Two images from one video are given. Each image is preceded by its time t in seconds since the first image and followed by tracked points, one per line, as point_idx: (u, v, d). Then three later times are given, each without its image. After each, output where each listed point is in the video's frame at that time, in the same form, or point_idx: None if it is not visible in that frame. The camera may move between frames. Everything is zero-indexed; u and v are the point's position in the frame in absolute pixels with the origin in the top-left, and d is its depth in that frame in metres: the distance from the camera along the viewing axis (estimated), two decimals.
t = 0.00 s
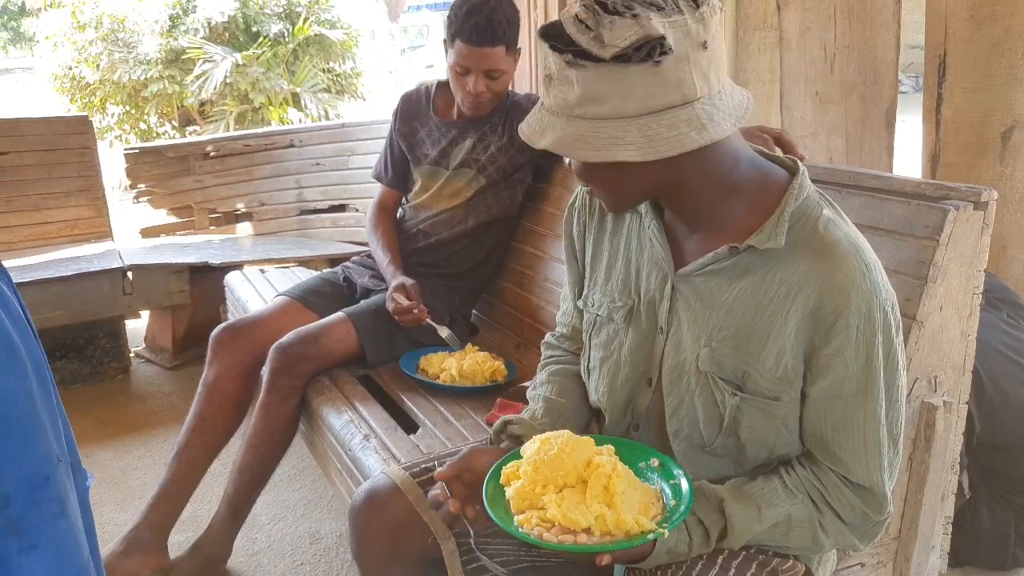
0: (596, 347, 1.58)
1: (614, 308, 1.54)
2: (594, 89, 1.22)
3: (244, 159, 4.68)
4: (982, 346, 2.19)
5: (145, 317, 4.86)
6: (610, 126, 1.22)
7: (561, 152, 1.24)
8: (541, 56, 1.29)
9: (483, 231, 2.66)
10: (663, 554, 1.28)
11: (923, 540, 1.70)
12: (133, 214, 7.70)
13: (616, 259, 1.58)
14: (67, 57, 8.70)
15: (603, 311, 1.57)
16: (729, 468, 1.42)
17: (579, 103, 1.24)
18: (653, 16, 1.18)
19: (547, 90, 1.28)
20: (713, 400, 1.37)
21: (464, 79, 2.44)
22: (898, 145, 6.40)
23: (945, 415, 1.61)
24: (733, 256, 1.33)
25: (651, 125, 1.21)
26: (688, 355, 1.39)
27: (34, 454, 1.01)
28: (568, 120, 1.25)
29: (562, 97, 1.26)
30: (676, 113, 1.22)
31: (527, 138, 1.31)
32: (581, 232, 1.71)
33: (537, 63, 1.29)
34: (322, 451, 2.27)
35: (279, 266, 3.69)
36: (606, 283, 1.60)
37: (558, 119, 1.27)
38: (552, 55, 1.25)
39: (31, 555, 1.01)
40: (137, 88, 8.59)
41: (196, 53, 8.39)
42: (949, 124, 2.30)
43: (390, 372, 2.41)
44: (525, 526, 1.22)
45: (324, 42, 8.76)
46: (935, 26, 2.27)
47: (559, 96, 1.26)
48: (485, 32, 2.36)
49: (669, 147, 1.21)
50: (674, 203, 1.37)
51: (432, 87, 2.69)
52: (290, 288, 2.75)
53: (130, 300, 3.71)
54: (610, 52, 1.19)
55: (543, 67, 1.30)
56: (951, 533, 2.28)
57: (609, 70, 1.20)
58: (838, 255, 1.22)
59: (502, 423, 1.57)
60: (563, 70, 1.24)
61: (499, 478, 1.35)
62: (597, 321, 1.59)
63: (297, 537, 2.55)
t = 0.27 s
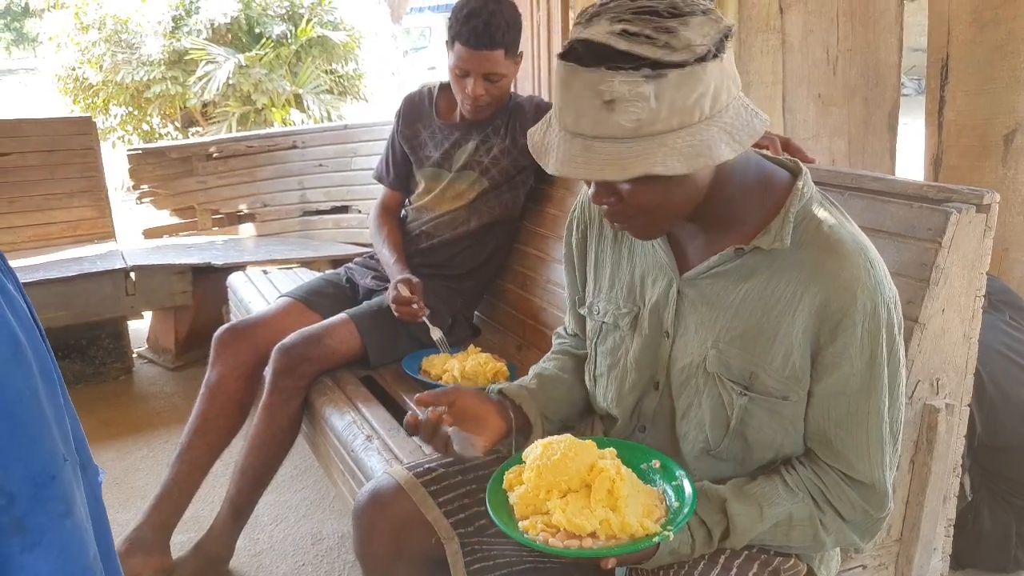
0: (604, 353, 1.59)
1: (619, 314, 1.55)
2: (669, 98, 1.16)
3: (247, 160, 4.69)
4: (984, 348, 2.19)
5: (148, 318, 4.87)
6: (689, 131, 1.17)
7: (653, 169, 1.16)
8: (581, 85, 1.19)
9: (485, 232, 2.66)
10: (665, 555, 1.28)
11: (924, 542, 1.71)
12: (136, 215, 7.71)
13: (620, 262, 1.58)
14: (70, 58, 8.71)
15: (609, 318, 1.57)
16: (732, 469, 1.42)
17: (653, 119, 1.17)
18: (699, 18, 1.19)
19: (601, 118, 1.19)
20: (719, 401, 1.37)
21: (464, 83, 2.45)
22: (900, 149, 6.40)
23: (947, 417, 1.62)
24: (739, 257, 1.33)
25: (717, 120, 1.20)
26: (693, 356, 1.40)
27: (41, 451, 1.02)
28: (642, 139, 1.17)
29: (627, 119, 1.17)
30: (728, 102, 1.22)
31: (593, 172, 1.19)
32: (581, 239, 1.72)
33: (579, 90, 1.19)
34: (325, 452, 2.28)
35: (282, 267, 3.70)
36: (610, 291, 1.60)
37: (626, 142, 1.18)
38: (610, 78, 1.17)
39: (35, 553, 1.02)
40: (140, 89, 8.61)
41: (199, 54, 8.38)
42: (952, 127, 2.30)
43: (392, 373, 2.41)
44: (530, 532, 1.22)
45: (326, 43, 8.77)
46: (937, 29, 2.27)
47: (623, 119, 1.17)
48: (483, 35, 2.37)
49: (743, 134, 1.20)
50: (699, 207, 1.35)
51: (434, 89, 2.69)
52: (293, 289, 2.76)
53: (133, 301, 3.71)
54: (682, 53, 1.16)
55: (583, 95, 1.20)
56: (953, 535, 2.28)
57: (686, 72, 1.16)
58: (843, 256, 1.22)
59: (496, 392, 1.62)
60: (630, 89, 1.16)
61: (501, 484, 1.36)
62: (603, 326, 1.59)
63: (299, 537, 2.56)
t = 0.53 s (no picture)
0: (608, 350, 1.59)
1: (624, 311, 1.55)
2: (711, 116, 1.13)
3: (249, 161, 4.69)
4: (987, 346, 2.19)
5: (151, 319, 4.88)
6: (726, 147, 1.16)
7: (695, 191, 1.14)
8: (619, 100, 1.15)
9: (488, 232, 2.66)
10: (670, 552, 1.28)
11: (929, 539, 1.71)
12: (137, 216, 7.71)
13: (626, 260, 1.59)
14: (70, 60, 8.71)
15: (614, 314, 1.58)
16: (736, 468, 1.43)
17: (694, 137, 1.14)
18: (743, 33, 1.14)
19: (640, 135, 1.15)
20: (723, 401, 1.37)
21: (465, 83, 2.45)
22: (901, 148, 6.40)
23: (951, 414, 1.62)
24: (742, 257, 1.33)
25: (750, 132, 1.19)
26: (697, 356, 1.40)
27: (48, 450, 1.03)
28: (682, 157, 1.15)
29: (668, 138, 1.14)
30: (757, 111, 1.21)
31: (632, 192, 1.16)
32: (587, 236, 1.72)
33: (618, 106, 1.14)
34: (328, 451, 2.28)
35: (285, 268, 3.70)
36: (616, 286, 1.60)
37: (665, 159, 1.15)
38: (653, 96, 1.12)
39: (41, 552, 1.02)
40: (140, 91, 8.62)
41: (199, 55, 8.40)
42: (954, 125, 2.29)
43: (396, 373, 2.42)
44: (534, 527, 1.22)
45: (327, 44, 8.78)
46: (939, 27, 2.26)
47: (664, 137, 1.14)
48: (484, 35, 2.37)
49: (771, 145, 1.21)
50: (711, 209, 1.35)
51: (438, 88, 2.70)
52: (297, 289, 2.76)
53: (135, 302, 3.72)
54: (727, 68, 1.12)
55: (621, 110, 1.15)
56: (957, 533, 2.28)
57: (730, 89, 1.13)
58: (846, 256, 1.23)
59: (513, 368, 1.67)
60: (674, 108, 1.12)
61: (507, 480, 1.36)
62: (608, 323, 1.60)
63: (303, 537, 2.56)
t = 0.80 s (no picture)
0: (615, 349, 1.61)
1: (632, 311, 1.56)
2: (741, 129, 1.15)
3: (256, 161, 4.72)
4: (992, 347, 2.19)
5: (158, 317, 4.90)
6: (754, 159, 1.18)
7: (728, 205, 1.16)
8: (650, 117, 1.15)
9: (494, 232, 2.68)
10: (677, 550, 1.29)
11: (934, 539, 1.71)
12: (144, 216, 7.75)
13: (634, 261, 1.60)
14: (78, 60, 8.76)
15: (621, 314, 1.59)
16: (744, 468, 1.43)
17: (724, 150, 1.15)
18: (773, 44, 1.13)
19: (671, 150, 1.16)
20: (732, 402, 1.38)
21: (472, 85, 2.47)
22: (904, 151, 6.41)
23: (957, 415, 1.62)
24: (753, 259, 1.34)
25: (775, 141, 1.21)
26: (706, 357, 1.41)
27: (61, 449, 1.04)
28: (712, 171, 1.16)
29: (699, 152, 1.15)
30: (780, 119, 1.23)
31: (663, 206, 1.17)
32: (594, 237, 1.73)
33: (649, 124, 1.15)
34: (336, 449, 2.29)
35: (292, 267, 3.72)
36: (623, 287, 1.61)
37: (695, 173, 1.17)
38: (686, 113, 1.12)
39: (55, 548, 1.03)
40: (148, 91, 8.66)
41: (207, 56, 8.44)
42: (959, 127, 2.29)
43: (403, 371, 2.43)
44: (544, 524, 1.23)
45: (333, 45, 8.81)
46: (945, 28, 2.26)
47: (694, 152, 1.15)
48: (491, 37, 2.39)
49: (794, 152, 1.23)
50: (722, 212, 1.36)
51: (444, 91, 2.72)
52: (305, 288, 2.77)
53: (144, 300, 3.74)
54: (757, 83, 1.12)
55: (651, 126, 1.16)
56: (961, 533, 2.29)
57: (760, 102, 1.14)
58: (859, 260, 1.23)
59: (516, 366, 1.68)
60: (706, 124, 1.13)
61: (516, 476, 1.37)
62: (615, 323, 1.61)
63: (310, 534, 2.57)
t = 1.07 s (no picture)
0: (620, 351, 1.60)
1: (639, 313, 1.55)
2: (764, 137, 1.13)
3: (264, 158, 4.72)
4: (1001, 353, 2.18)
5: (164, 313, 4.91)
6: (775, 166, 1.17)
7: (750, 214, 1.15)
8: (672, 123, 1.13)
9: (499, 232, 2.67)
10: (682, 555, 1.27)
11: (941, 546, 1.70)
12: (151, 212, 7.77)
13: (642, 263, 1.59)
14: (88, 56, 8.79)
15: (627, 316, 1.58)
16: (749, 474, 1.42)
17: (747, 158, 1.14)
18: (797, 50, 1.12)
19: (693, 158, 1.14)
20: (740, 407, 1.37)
21: (480, 84, 2.46)
22: (913, 154, 6.39)
23: (966, 421, 1.61)
24: (765, 263, 1.33)
25: (795, 148, 1.19)
26: (714, 361, 1.40)
27: (66, 446, 1.08)
28: (734, 178, 1.15)
29: (721, 160, 1.13)
30: (799, 125, 1.21)
31: (683, 215, 1.16)
32: (602, 237, 1.72)
33: (672, 131, 1.13)
34: (339, 447, 2.28)
35: (298, 264, 3.72)
36: (630, 288, 1.60)
37: (716, 181, 1.15)
38: (709, 121, 1.10)
39: (60, 544, 1.08)
40: (156, 87, 8.68)
41: (215, 53, 8.46)
42: (970, 129, 2.26)
43: (407, 369, 2.42)
44: (549, 527, 1.22)
45: (341, 43, 8.82)
46: (957, 30, 2.22)
47: (717, 160, 1.14)
48: (499, 37, 2.38)
49: (812, 158, 1.22)
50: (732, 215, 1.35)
51: (452, 89, 2.71)
52: (310, 285, 2.77)
53: (150, 296, 3.74)
54: (782, 90, 1.11)
55: (674, 133, 1.14)
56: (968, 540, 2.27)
57: (783, 110, 1.12)
58: (874, 266, 1.22)
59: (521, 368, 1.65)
60: (730, 132, 1.11)
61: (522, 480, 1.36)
62: (621, 324, 1.60)
63: (313, 532, 2.57)
